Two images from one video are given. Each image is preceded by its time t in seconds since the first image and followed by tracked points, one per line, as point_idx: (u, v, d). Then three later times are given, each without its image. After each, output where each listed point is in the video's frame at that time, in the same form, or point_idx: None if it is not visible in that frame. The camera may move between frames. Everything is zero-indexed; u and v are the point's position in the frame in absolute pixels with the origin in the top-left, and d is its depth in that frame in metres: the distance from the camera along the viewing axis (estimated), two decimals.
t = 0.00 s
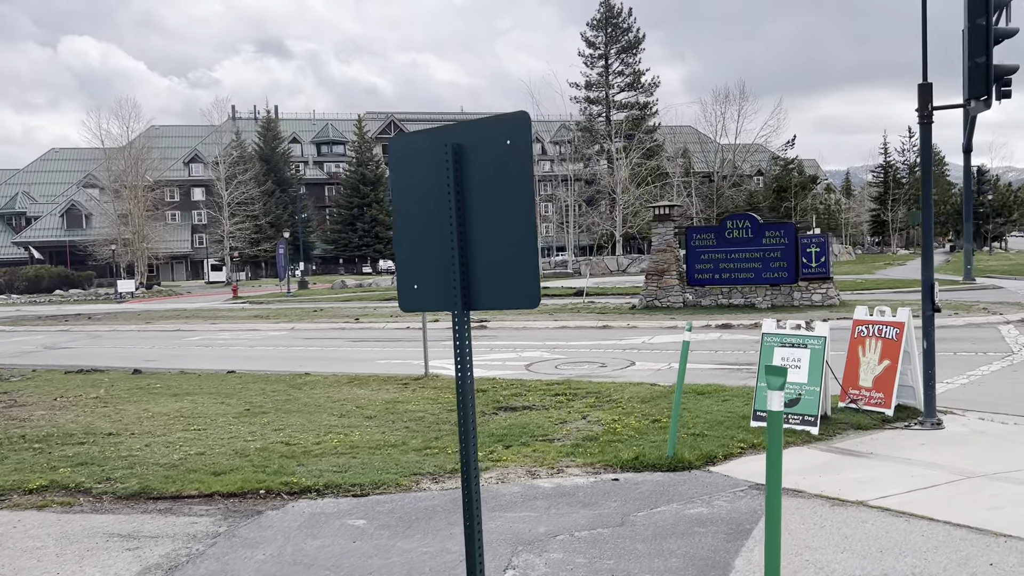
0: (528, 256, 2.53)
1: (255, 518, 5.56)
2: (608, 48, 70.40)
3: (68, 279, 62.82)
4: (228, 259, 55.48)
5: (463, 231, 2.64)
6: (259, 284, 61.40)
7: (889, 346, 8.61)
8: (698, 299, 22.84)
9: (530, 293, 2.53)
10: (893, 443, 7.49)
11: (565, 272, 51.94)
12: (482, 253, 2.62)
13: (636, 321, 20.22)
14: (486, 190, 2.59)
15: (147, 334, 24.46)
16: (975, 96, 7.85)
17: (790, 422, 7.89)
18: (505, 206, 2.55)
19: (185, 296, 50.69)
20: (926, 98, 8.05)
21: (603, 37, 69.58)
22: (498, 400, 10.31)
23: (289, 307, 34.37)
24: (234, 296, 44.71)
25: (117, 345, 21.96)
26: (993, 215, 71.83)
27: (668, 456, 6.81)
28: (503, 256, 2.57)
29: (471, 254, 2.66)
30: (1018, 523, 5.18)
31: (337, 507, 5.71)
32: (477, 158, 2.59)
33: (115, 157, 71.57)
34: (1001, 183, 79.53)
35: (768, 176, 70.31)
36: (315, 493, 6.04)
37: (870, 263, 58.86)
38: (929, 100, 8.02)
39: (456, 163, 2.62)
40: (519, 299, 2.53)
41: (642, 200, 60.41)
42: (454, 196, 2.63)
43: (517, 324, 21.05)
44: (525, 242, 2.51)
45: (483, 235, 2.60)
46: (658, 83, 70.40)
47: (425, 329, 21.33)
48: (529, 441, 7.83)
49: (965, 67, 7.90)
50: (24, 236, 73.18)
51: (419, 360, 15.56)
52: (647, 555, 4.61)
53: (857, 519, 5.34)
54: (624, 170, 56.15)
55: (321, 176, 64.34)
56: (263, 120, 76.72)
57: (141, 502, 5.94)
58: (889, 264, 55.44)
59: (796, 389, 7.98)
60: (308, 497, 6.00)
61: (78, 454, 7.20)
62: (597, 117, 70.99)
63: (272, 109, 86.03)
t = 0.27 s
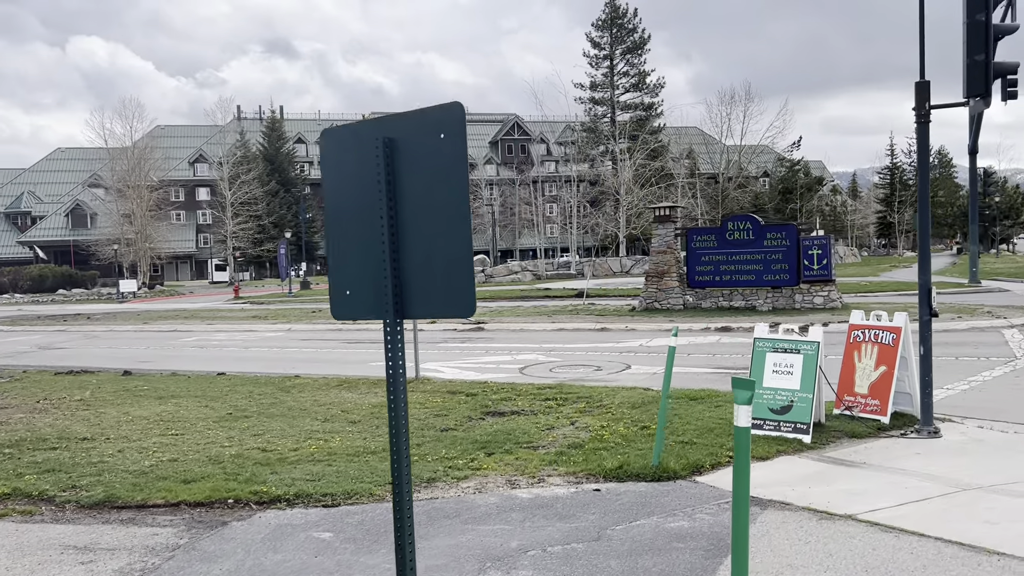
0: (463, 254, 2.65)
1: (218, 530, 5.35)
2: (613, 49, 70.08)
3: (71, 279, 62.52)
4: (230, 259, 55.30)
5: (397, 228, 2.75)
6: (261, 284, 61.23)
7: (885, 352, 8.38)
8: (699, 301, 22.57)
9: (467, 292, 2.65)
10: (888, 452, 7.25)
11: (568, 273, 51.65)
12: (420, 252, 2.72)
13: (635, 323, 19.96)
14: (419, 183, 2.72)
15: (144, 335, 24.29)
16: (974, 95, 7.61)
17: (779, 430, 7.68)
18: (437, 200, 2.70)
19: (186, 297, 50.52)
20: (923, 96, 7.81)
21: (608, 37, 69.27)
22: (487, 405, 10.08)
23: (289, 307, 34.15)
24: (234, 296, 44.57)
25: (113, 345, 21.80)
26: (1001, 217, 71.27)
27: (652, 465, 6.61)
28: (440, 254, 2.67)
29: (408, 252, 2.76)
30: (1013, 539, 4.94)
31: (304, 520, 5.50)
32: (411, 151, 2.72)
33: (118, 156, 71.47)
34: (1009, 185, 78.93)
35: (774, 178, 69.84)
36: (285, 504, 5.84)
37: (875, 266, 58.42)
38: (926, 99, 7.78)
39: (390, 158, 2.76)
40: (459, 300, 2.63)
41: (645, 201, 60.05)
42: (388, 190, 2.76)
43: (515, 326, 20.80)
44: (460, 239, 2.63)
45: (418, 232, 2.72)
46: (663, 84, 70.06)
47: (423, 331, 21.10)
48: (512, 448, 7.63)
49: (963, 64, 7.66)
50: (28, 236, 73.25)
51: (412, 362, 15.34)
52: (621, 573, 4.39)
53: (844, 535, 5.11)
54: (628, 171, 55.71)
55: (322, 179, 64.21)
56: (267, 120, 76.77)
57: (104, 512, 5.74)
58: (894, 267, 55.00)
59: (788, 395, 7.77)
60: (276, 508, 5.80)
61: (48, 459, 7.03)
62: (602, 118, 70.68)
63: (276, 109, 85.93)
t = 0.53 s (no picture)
0: (378, 246, 2.64)
1: (178, 540, 5.15)
2: (618, 50, 69.83)
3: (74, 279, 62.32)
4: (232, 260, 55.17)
5: (310, 219, 2.73)
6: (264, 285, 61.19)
7: (880, 356, 8.12)
8: (699, 303, 22.33)
9: (383, 287, 2.65)
10: (880, 461, 7.01)
11: (571, 275, 51.44)
12: (334, 245, 2.70)
13: (634, 325, 19.73)
14: (337, 170, 2.69)
15: (141, 335, 24.15)
16: (972, 92, 7.37)
17: (768, 437, 7.44)
18: (355, 188, 2.66)
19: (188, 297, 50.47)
20: (919, 93, 7.58)
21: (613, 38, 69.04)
22: (473, 409, 9.87)
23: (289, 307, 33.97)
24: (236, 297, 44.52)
25: (108, 346, 21.66)
26: (1007, 219, 70.83)
27: (634, 472, 6.40)
28: (353, 247, 2.66)
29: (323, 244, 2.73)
30: (1006, 555, 4.70)
31: (267, 528, 5.29)
32: (329, 138, 2.69)
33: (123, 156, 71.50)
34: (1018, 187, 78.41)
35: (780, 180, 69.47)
36: (251, 512, 5.65)
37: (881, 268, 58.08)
38: (923, 96, 7.55)
39: (305, 145, 2.72)
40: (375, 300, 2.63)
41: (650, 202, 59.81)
42: (304, 177, 2.73)
43: (513, 328, 20.60)
44: (376, 231, 2.63)
45: (332, 225, 2.70)
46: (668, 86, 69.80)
47: (420, 332, 20.90)
48: (492, 454, 7.43)
49: (960, 60, 7.43)
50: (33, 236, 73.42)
51: (406, 365, 15.14)
52: None
53: (826, 548, 4.89)
54: (632, 173, 55.30)
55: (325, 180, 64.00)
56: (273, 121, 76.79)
57: (63, 519, 5.56)
58: (899, 269, 54.63)
59: (777, 401, 7.53)
60: (242, 516, 5.61)
61: (14, 463, 6.88)
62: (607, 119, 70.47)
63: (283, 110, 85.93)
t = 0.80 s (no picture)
0: (291, 253, 2.53)
1: (141, 557, 4.92)
2: (625, 51, 69.54)
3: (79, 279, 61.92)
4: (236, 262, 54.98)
5: (221, 222, 2.59)
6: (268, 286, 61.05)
7: (880, 364, 7.88)
8: (701, 307, 22.09)
9: (297, 293, 2.55)
10: (879, 474, 6.77)
11: (575, 277, 51.20)
12: (246, 250, 2.58)
13: (635, 329, 19.51)
14: (251, 166, 2.57)
15: (141, 336, 24.04)
16: (974, 92, 7.14)
17: (763, 447, 7.21)
18: (268, 186, 2.54)
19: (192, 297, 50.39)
20: (920, 93, 7.36)
21: (620, 40, 68.77)
22: (464, 416, 9.65)
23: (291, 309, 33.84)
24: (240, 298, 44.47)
25: (107, 347, 21.55)
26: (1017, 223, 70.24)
27: (620, 485, 6.18)
28: (267, 252, 2.54)
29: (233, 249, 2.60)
30: None
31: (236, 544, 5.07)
32: (240, 131, 2.57)
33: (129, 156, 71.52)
34: None
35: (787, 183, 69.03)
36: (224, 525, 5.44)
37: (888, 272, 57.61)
38: (924, 96, 7.32)
39: (216, 141, 2.59)
40: (291, 310, 2.53)
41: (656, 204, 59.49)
42: (215, 174, 2.59)
43: (513, 331, 20.39)
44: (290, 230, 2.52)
45: (245, 230, 2.58)
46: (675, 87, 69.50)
47: (419, 335, 20.72)
48: (478, 463, 7.23)
49: (964, 59, 7.20)
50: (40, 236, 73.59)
51: (402, 368, 14.95)
52: None
53: (818, 571, 4.65)
54: (638, 174, 54.72)
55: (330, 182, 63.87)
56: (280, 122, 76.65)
57: (27, 533, 5.37)
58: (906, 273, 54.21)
59: (773, 411, 7.32)
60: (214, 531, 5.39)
61: None
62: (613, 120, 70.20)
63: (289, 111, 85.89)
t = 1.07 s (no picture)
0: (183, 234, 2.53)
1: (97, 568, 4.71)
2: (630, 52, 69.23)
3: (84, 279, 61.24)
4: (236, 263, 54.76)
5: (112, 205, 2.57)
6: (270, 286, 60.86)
7: (876, 369, 7.65)
8: (701, 309, 21.86)
9: (188, 277, 2.55)
10: (873, 482, 6.54)
11: (577, 278, 50.91)
12: (133, 231, 2.56)
13: (633, 331, 19.27)
14: (141, 142, 2.55)
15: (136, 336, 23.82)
16: (975, 88, 6.90)
17: (754, 453, 6.98)
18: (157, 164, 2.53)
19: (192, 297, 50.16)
20: (919, 89, 7.12)
21: (624, 40, 68.47)
22: (452, 419, 9.45)
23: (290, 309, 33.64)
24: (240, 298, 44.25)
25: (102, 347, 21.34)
26: None
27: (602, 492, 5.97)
28: (162, 234, 2.53)
29: (120, 230, 2.57)
30: None
31: (199, 554, 4.87)
32: (128, 108, 2.54)
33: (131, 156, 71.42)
34: None
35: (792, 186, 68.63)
36: (189, 532, 5.26)
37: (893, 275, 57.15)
38: (922, 92, 7.09)
39: (104, 117, 2.56)
40: (177, 295, 2.54)
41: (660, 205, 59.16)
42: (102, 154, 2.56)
43: (510, 333, 20.16)
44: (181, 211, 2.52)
45: (137, 211, 2.56)
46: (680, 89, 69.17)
47: (416, 336, 20.49)
48: (459, 468, 7.02)
49: (963, 54, 6.96)
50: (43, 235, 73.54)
51: (395, 370, 14.70)
52: None
53: None
54: (641, 175, 54.63)
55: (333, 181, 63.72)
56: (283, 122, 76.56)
57: None
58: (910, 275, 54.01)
59: (764, 417, 7.09)
60: (178, 538, 5.19)
61: None
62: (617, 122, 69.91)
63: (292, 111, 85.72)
